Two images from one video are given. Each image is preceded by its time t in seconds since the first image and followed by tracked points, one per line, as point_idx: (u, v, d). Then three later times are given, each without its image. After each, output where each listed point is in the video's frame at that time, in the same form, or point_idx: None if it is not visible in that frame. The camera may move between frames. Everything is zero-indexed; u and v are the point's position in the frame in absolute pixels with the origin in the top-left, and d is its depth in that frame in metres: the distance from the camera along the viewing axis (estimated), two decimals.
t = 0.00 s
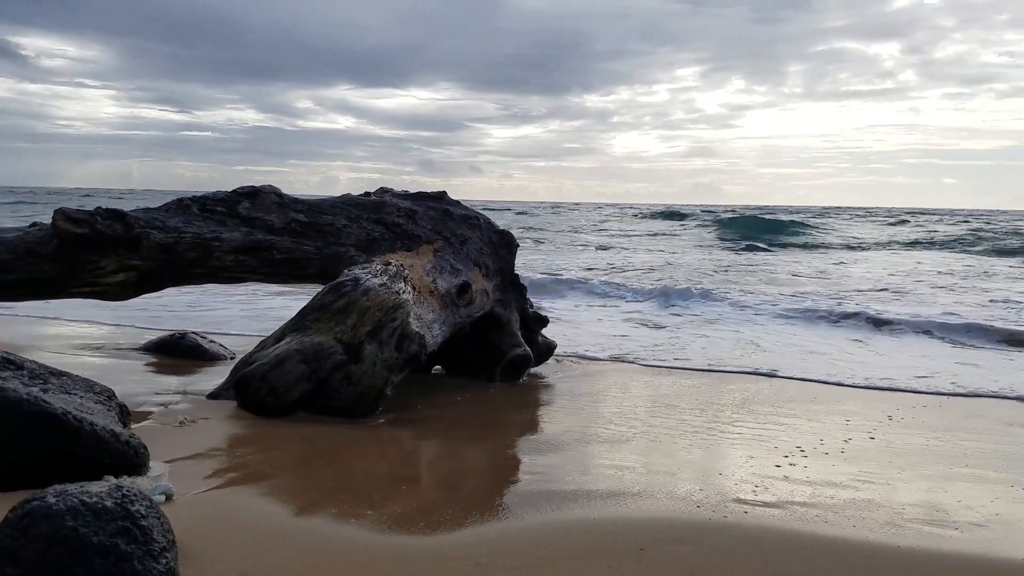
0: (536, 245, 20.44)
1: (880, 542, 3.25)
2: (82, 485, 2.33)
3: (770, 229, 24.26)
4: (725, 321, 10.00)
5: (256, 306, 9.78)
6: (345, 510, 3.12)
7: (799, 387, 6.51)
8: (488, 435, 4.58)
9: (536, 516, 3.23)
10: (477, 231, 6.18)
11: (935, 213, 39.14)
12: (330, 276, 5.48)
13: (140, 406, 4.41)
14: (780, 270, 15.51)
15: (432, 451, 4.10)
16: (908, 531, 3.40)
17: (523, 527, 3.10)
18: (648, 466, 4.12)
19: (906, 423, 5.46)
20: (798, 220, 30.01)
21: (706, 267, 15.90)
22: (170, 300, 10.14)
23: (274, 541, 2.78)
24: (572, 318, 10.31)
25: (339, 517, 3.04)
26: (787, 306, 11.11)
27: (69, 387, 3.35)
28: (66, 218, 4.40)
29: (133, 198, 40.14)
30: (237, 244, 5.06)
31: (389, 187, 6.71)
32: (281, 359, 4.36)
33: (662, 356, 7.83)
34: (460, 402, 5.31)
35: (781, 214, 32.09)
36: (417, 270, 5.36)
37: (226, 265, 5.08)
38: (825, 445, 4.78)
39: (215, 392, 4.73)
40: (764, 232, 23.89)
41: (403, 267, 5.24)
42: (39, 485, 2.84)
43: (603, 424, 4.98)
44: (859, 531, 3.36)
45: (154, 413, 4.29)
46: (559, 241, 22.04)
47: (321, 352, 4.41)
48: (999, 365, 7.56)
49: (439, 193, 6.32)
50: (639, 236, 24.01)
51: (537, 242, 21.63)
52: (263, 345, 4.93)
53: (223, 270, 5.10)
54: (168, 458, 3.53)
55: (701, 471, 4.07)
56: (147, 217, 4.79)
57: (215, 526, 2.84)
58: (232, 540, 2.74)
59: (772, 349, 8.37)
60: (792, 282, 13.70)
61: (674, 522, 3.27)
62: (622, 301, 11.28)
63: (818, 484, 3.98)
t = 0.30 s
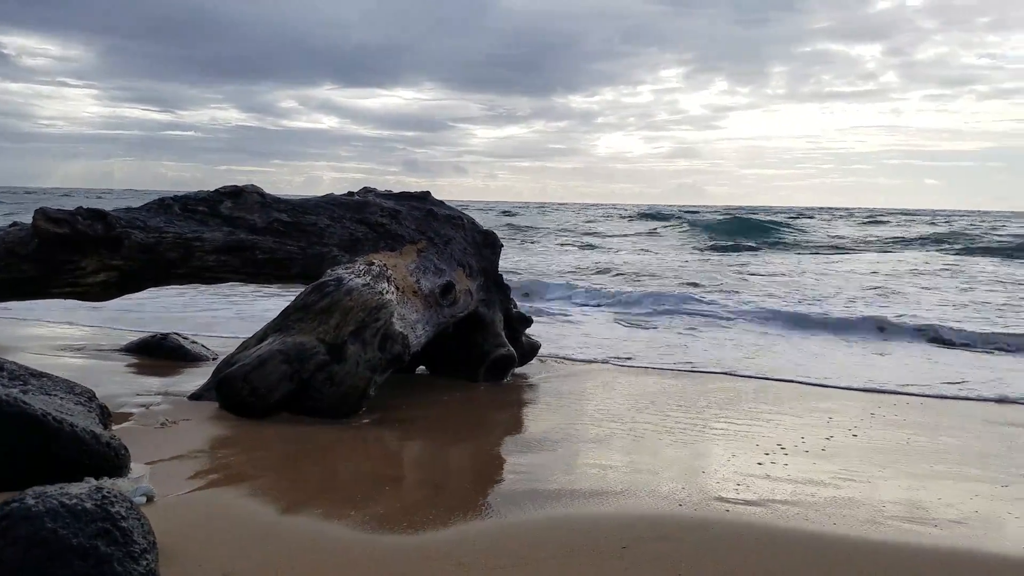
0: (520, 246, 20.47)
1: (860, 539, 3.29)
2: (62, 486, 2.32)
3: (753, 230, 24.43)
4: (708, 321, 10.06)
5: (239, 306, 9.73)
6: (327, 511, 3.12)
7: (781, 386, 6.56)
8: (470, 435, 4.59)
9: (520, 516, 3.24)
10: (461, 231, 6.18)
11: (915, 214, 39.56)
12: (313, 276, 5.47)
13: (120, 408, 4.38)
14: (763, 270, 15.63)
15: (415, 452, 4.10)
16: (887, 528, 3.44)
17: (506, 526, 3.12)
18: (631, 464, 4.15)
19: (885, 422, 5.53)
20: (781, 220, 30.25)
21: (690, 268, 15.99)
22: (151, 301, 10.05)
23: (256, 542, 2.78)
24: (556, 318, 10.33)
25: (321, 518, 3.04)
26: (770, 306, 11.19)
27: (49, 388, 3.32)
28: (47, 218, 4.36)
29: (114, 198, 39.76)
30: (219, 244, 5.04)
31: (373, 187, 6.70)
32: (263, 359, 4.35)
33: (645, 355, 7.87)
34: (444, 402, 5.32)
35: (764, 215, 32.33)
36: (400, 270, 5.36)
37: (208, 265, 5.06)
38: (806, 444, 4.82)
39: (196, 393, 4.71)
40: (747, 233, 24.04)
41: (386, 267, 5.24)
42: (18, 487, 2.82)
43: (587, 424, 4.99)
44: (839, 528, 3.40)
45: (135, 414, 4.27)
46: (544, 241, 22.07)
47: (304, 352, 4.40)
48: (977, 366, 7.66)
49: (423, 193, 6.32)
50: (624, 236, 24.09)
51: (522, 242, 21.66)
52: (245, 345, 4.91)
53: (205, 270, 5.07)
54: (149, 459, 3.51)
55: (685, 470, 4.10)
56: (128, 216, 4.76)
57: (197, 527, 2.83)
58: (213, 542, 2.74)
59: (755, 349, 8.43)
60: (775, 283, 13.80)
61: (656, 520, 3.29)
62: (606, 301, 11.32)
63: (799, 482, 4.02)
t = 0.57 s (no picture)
0: (496, 249, 20.44)
1: (828, 538, 3.31)
2: (20, 492, 2.26)
3: (727, 233, 24.64)
4: (681, 324, 10.12)
5: (209, 309, 9.60)
6: (296, 515, 3.08)
7: (753, 388, 6.61)
8: (443, 438, 4.57)
9: (492, 519, 3.21)
10: (436, 234, 6.15)
11: (886, 219, 40.16)
12: (284, 278, 5.41)
13: (86, 412, 4.29)
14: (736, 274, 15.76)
15: (387, 455, 4.07)
16: (856, 527, 3.47)
17: (477, 528, 3.10)
18: (604, 466, 4.15)
19: (854, 423, 5.59)
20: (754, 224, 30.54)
21: (664, 271, 16.07)
22: (119, 304, 9.89)
23: (222, 546, 2.74)
24: (530, 321, 10.33)
25: (289, 522, 3.00)
26: (743, 309, 11.28)
27: (10, 392, 3.24)
28: (11, 219, 4.25)
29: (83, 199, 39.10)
30: (188, 246, 4.97)
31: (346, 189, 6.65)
32: (232, 363, 4.30)
33: (618, 358, 7.89)
34: (417, 405, 5.29)
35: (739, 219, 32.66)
36: (373, 272, 5.32)
37: (176, 267, 4.98)
38: (776, 445, 4.86)
39: (164, 397, 4.63)
40: (721, 237, 24.24)
41: (359, 270, 5.20)
42: None
43: (560, 426, 4.98)
44: (808, 527, 3.42)
45: (100, 419, 4.18)
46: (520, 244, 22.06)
47: (274, 355, 4.35)
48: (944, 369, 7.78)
49: (397, 195, 6.28)
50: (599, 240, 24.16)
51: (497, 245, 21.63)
52: (214, 348, 4.85)
53: (174, 272, 5.00)
54: (114, 464, 3.44)
55: (657, 472, 4.10)
56: (94, 218, 4.67)
57: (161, 532, 2.78)
58: (179, 547, 2.69)
59: (727, 352, 8.49)
60: (747, 286, 13.92)
61: (626, 521, 3.29)
62: (580, 304, 11.34)
63: (767, 483, 4.04)
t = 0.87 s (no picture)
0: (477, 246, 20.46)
1: (800, 532, 3.38)
2: None
3: (707, 232, 24.83)
4: (661, 321, 10.21)
5: (188, 305, 9.55)
6: (271, 510, 3.10)
7: (729, 386, 6.70)
8: (420, 434, 4.59)
9: (469, 513, 3.25)
10: (413, 230, 6.17)
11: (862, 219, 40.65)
12: (261, 274, 5.41)
13: (61, 407, 4.28)
14: (715, 272, 15.90)
15: (363, 450, 4.09)
16: (829, 522, 3.55)
17: (453, 523, 3.13)
18: (581, 463, 4.19)
19: (828, 420, 5.69)
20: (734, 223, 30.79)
21: (644, 269, 16.17)
22: (95, 299, 9.79)
23: (197, 540, 2.75)
24: (511, 319, 10.36)
25: (264, 516, 3.01)
26: (721, 307, 11.40)
27: None
28: None
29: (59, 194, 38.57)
30: (164, 241, 4.95)
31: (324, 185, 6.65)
32: (208, 358, 4.30)
33: (598, 356, 7.94)
34: (394, 402, 5.31)
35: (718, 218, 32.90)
36: (350, 269, 5.34)
37: (153, 262, 4.97)
38: (752, 441, 4.93)
39: (139, 392, 4.62)
40: (701, 235, 24.42)
41: (336, 266, 5.21)
42: None
43: (538, 423, 5.02)
44: (782, 522, 3.49)
45: (75, 414, 4.17)
46: (501, 241, 22.09)
47: (250, 351, 4.36)
48: (917, 367, 7.93)
49: (374, 191, 6.30)
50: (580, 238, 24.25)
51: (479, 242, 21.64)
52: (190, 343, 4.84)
53: (150, 268, 4.99)
54: (89, 459, 3.44)
55: (635, 468, 4.16)
56: (70, 212, 4.64)
57: (136, 526, 2.79)
58: (153, 541, 2.70)
59: (705, 350, 8.58)
60: (726, 284, 14.05)
61: (602, 516, 3.34)
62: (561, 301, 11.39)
63: (743, 479, 4.12)
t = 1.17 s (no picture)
0: (476, 240, 20.47)
1: (794, 524, 3.42)
2: None
3: (705, 225, 24.86)
4: (659, 314, 10.24)
5: (187, 301, 9.57)
6: (269, 504, 3.13)
7: (726, 379, 6.73)
8: (417, 429, 4.62)
9: (466, 507, 3.29)
10: (409, 226, 6.19)
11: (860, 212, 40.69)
12: (259, 270, 5.43)
13: (61, 403, 4.31)
14: (713, 267, 15.93)
15: (360, 445, 4.12)
16: (824, 514, 3.58)
17: (450, 516, 3.16)
18: (579, 457, 4.23)
19: (824, 414, 5.72)
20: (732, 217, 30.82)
21: (642, 264, 16.20)
22: (94, 296, 9.80)
23: (195, 534, 2.78)
24: (509, 314, 10.40)
25: (262, 511, 3.04)
26: (719, 302, 11.43)
27: None
28: None
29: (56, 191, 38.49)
30: (162, 238, 4.98)
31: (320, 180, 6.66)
32: (206, 354, 4.34)
33: (595, 350, 7.98)
34: (392, 397, 5.34)
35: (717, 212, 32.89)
36: (348, 264, 5.36)
37: (150, 258, 4.99)
38: (748, 434, 4.97)
39: (137, 388, 4.65)
40: (699, 229, 24.44)
41: (333, 262, 5.23)
42: None
43: (536, 417, 5.05)
44: (777, 514, 3.52)
45: (74, 409, 4.20)
46: (499, 236, 22.10)
47: (248, 346, 4.40)
48: (915, 360, 7.95)
49: (371, 187, 6.31)
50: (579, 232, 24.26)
51: (477, 237, 21.66)
52: (188, 339, 4.87)
53: (148, 264, 5.02)
54: (89, 454, 3.47)
55: (632, 462, 4.19)
56: (68, 208, 4.66)
57: (135, 520, 2.82)
58: (151, 535, 2.73)
59: (702, 345, 8.61)
60: (724, 279, 14.08)
61: (598, 509, 3.37)
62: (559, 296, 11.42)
63: (740, 472, 4.15)
